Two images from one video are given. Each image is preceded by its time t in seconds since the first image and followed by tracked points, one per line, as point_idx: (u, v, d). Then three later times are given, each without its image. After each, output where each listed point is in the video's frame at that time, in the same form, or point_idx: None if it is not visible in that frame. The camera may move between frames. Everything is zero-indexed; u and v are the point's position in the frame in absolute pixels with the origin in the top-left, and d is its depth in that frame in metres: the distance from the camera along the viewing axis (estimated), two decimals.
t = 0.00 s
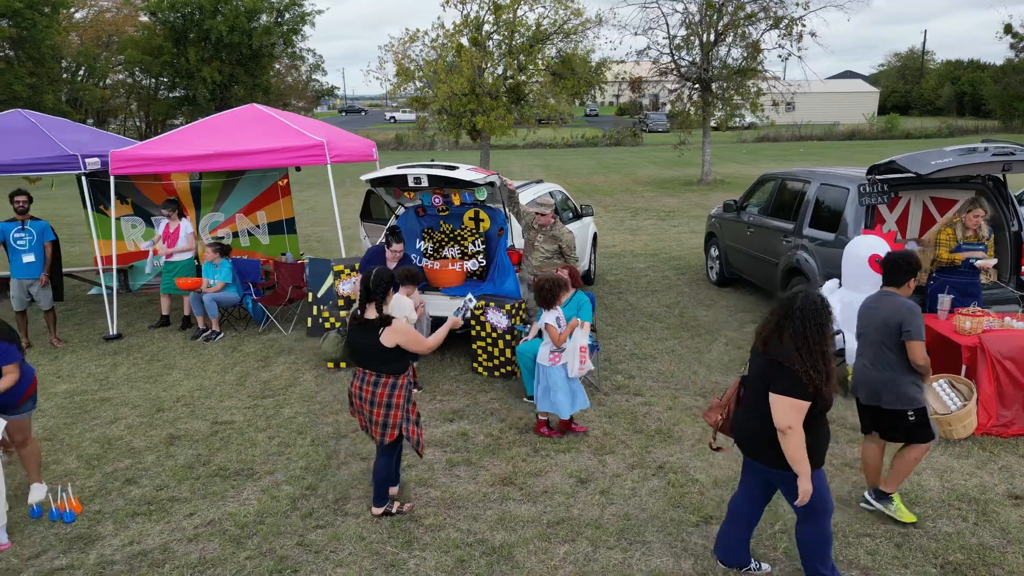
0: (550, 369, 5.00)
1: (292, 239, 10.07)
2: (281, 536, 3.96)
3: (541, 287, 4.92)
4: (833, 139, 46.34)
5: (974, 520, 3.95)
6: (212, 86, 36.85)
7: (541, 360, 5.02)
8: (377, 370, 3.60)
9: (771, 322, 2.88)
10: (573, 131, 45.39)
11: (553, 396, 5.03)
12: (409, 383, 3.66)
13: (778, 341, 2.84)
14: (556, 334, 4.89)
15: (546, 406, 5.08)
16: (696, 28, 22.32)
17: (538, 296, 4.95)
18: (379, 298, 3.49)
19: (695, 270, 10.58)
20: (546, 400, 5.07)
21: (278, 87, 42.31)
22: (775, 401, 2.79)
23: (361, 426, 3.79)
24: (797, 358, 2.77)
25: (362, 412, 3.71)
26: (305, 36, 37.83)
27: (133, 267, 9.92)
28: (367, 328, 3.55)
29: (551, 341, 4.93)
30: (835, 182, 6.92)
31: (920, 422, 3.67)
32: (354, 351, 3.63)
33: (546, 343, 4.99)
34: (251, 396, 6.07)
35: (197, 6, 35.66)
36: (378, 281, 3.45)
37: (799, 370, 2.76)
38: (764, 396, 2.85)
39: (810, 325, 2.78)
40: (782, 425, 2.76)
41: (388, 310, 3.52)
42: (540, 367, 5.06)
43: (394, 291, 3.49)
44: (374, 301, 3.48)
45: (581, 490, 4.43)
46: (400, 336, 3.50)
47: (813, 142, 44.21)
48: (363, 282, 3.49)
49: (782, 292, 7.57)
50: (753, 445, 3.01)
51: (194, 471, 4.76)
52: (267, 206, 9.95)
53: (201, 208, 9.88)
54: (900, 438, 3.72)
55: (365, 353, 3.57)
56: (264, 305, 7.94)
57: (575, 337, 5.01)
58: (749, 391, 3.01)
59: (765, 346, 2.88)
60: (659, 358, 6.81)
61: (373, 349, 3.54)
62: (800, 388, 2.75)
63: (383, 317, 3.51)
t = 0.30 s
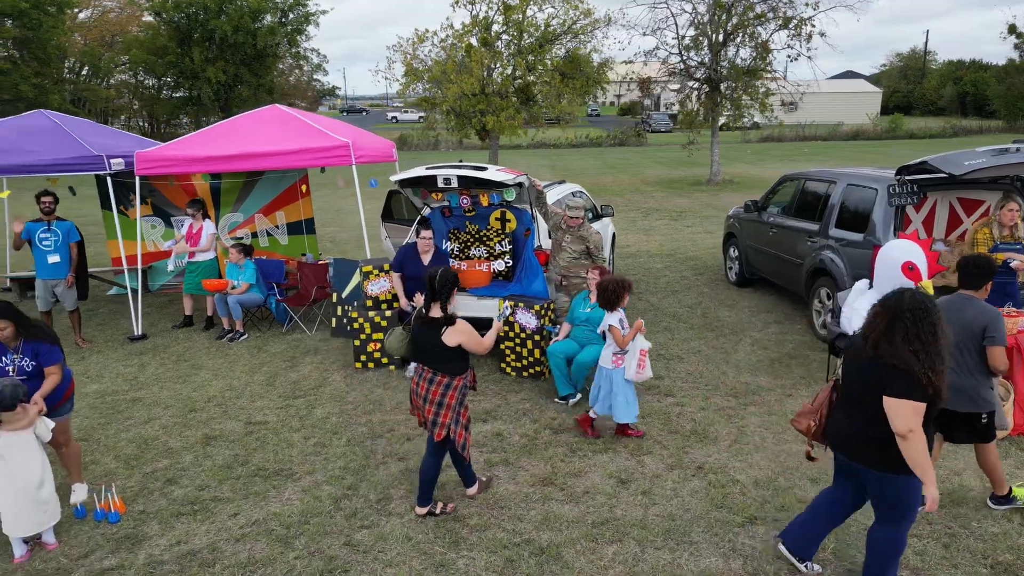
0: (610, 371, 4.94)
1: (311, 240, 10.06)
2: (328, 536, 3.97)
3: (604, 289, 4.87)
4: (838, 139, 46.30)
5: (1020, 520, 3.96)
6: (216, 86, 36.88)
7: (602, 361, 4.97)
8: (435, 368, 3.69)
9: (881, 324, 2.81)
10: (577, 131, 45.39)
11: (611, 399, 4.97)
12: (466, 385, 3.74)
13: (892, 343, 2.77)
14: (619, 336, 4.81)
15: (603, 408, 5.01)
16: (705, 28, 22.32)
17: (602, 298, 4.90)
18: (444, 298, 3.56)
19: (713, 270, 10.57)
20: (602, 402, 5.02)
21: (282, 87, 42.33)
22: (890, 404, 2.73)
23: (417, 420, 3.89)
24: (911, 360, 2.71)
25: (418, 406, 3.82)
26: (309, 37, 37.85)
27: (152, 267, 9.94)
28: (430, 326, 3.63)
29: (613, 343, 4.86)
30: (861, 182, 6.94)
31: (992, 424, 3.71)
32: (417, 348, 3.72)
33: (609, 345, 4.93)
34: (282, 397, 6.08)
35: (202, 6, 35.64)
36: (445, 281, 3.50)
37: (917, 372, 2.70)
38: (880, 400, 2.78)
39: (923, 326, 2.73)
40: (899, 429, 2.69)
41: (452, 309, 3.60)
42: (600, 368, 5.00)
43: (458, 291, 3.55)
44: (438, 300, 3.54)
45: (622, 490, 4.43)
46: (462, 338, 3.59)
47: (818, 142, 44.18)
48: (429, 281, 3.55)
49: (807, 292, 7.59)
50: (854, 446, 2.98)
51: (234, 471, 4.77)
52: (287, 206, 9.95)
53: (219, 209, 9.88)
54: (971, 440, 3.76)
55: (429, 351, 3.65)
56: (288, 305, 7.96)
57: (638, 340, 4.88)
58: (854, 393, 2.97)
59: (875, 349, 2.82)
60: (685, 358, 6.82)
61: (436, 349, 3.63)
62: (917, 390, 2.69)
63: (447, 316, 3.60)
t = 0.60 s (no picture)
0: (668, 372, 4.90)
1: (328, 239, 10.07)
2: (369, 534, 3.99)
3: (659, 289, 4.84)
4: (842, 139, 46.26)
5: None
6: (221, 86, 36.92)
7: (658, 363, 4.91)
8: (495, 360, 3.80)
9: (975, 326, 2.71)
10: (580, 131, 45.37)
11: (675, 399, 4.90)
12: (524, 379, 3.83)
13: (990, 345, 2.68)
14: (676, 336, 4.76)
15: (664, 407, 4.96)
16: (713, 28, 22.32)
17: (656, 298, 4.86)
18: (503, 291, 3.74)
19: (729, 270, 10.58)
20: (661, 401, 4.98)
21: (286, 87, 42.37)
22: (997, 410, 2.64)
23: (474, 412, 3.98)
24: (1011, 362, 2.63)
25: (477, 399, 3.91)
26: (314, 37, 37.87)
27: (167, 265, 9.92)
28: (489, 318, 3.77)
29: (670, 343, 4.80)
30: (884, 182, 6.98)
31: None
32: (477, 342, 3.83)
33: (664, 346, 4.88)
34: (309, 396, 6.10)
35: (206, 6, 35.67)
36: (503, 275, 3.66)
37: (1019, 374, 2.62)
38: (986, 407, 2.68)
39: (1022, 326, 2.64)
40: (1017, 435, 2.55)
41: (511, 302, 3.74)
42: (657, 369, 4.96)
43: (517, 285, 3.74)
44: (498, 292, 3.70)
45: (658, 488, 4.45)
46: (521, 329, 3.68)
47: (823, 142, 44.15)
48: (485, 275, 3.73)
49: (827, 291, 7.62)
50: (938, 447, 2.92)
51: (269, 469, 4.80)
52: (304, 206, 9.96)
53: (236, 208, 9.89)
54: None
55: (489, 344, 3.76)
56: (309, 305, 7.98)
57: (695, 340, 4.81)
58: (936, 395, 2.90)
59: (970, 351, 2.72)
60: (709, 357, 6.84)
61: (495, 341, 3.74)
62: None
63: (507, 309, 3.74)
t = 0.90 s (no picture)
0: (730, 376, 4.80)
1: (341, 239, 10.10)
2: (401, 532, 4.01)
3: (719, 291, 4.73)
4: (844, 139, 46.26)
5: None
6: (224, 86, 37.01)
7: (720, 366, 4.83)
8: (538, 357, 3.83)
9: None
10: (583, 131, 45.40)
11: (729, 402, 4.83)
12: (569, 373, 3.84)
13: None
14: (738, 340, 4.67)
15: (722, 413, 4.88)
16: (719, 28, 22.35)
17: (715, 300, 4.77)
18: (548, 286, 3.77)
19: (741, 270, 10.59)
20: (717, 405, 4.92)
21: (289, 87, 42.45)
22: None
23: (521, 406, 4.03)
24: None
25: (524, 393, 3.95)
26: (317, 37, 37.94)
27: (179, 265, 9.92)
28: (532, 314, 3.81)
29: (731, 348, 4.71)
30: (901, 182, 7.00)
31: None
32: (521, 338, 3.88)
33: (726, 349, 4.78)
34: (331, 395, 6.12)
35: (209, 6, 35.79)
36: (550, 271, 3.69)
37: None
38: None
39: None
40: None
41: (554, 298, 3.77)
42: (717, 373, 4.88)
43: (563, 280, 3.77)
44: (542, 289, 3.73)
45: (686, 486, 4.46)
46: (558, 326, 3.69)
47: (825, 142, 44.16)
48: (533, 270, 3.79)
49: (843, 291, 7.65)
50: (1007, 443, 2.95)
51: (296, 468, 4.82)
52: (318, 206, 9.99)
53: (251, 208, 9.91)
54: None
55: (531, 341, 3.80)
56: (326, 305, 8.01)
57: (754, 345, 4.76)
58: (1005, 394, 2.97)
59: None
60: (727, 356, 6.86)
61: (537, 337, 3.77)
62: None
63: (547, 305, 3.76)
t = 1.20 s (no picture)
0: (778, 378, 4.80)
1: (352, 239, 10.10)
2: (429, 532, 4.01)
3: (774, 291, 4.69)
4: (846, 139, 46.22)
5: None
6: (226, 86, 37.03)
7: (768, 368, 4.83)
8: (585, 356, 3.86)
9: None
10: (584, 131, 45.39)
11: (775, 406, 4.79)
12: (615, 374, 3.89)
13: None
14: (790, 343, 4.64)
15: (766, 413, 4.84)
16: (724, 28, 22.34)
17: (767, 301, 4.74)
18: (595, 286, 3.83)
19: (753, 270, 10.56)
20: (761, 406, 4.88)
21: (291, 87, 42.45)
22: None
23: (562, 406, 4.05)
24: None
25: (566, 394, 3.97)
26: (319, 36, 37.95)
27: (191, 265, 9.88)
28: (579, 313, 3.85)
29: (783, 350, 4.69)
30: (918, 181, 7.00)
31: None
32: (567, 337, 3.92)
33: (775, 350, 4.77)
34: (349, 395, 6.13)
35: (212, 6, 35.82)
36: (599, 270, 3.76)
37: None
38: None
39: None
40: None
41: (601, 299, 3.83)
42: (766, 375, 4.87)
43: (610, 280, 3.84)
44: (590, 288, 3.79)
45: (711, 486, 4.45)
46: (605, 326, 3.73)
47: (828, 142, 44.13)
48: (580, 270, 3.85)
49: (857, 290, 7.68)
50: None
51: (320, 467, 4.82)
52: (328, 206, 9.99)
53: (262, 208, 9.90)
54: None
55: (577, 340, 3.84)
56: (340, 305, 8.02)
57: (810, 349, 4.70)
58: None
59: None
60: (744, 356, 6.86)
61: (583, 335, 3.81)
62: None
63: (594, 305, 3.82)
